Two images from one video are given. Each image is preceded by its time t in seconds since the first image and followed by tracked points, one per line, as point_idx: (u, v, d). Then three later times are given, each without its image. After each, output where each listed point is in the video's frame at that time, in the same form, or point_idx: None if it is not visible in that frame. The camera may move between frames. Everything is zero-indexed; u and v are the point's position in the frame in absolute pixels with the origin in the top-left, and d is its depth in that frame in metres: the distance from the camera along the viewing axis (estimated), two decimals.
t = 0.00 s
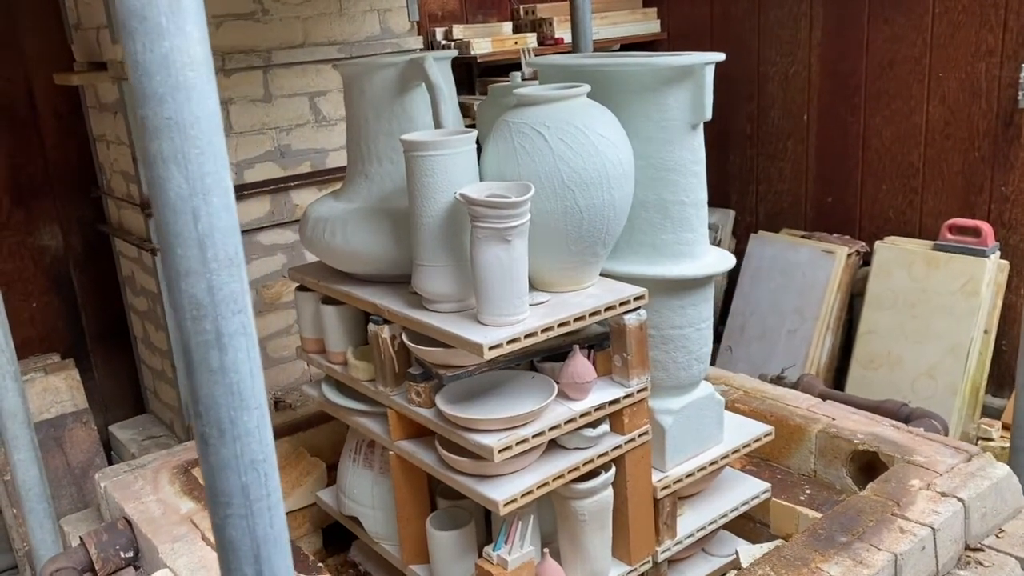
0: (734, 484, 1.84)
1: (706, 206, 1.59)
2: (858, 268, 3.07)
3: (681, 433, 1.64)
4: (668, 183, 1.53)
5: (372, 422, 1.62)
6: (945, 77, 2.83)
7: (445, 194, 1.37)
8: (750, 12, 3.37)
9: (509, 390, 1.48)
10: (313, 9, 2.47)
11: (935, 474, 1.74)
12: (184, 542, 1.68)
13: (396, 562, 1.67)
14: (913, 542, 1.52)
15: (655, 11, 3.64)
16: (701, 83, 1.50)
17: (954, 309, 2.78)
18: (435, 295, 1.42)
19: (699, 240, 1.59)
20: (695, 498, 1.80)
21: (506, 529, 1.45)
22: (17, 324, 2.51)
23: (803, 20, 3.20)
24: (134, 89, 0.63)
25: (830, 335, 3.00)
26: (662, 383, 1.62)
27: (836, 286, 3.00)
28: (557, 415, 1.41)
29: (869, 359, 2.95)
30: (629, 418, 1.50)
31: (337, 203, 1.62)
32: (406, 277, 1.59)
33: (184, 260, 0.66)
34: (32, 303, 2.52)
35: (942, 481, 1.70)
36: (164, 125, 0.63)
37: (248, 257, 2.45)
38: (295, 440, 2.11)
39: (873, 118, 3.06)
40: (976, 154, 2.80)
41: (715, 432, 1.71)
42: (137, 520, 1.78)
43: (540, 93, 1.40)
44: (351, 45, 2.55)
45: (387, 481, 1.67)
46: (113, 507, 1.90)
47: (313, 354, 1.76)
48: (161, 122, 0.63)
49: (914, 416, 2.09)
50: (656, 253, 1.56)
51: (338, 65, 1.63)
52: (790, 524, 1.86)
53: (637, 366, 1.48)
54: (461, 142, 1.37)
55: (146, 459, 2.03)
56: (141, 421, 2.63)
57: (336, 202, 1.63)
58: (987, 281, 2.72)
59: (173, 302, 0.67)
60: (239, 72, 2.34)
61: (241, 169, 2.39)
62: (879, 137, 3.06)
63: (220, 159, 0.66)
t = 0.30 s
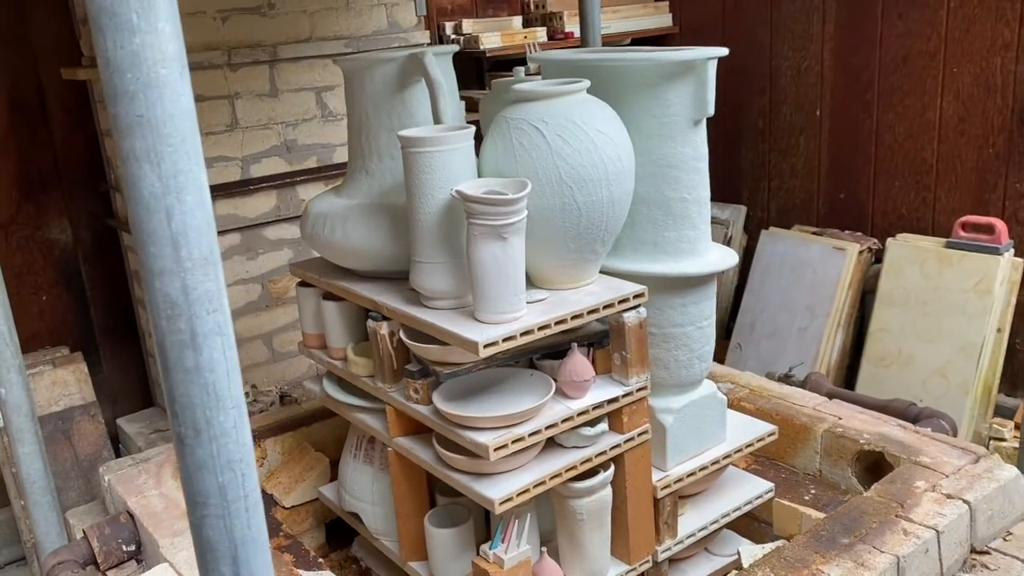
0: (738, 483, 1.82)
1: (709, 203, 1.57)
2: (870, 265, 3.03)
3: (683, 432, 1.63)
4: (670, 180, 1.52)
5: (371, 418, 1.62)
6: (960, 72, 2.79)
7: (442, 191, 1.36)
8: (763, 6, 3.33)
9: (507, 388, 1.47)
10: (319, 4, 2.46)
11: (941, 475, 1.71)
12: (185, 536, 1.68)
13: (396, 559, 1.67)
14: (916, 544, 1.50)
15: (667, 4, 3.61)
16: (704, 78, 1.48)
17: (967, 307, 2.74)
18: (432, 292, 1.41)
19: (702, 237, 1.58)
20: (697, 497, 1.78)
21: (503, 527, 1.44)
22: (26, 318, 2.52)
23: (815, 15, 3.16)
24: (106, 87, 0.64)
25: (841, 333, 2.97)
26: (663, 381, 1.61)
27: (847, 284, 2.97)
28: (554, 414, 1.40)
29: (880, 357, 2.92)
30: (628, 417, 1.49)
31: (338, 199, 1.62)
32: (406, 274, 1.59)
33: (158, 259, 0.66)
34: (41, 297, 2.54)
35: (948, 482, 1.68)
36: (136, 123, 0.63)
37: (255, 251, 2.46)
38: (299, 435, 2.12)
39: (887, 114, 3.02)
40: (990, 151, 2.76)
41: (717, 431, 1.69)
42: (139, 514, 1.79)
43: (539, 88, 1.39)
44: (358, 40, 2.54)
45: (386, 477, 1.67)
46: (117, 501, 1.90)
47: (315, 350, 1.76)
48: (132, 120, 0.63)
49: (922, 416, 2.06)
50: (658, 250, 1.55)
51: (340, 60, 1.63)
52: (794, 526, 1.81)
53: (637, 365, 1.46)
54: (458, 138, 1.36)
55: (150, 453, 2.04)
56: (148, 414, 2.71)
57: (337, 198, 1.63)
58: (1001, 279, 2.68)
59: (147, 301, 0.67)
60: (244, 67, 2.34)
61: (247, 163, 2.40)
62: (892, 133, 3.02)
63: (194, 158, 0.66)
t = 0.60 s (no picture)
0: (742, 482, 1.80)
1: (713, 198, 1.55)
2: (887, 262, 2.99)
3: (684, 431, 1.61)
4: (672, 175, 1.49)
5: (371, 412, 1.62)
6: (982, 66, 2.73)
7: (439, 185, 1.35)
8: None
9: (504, 384, 1.46)
10: None
11: (950, 477, 1.68)
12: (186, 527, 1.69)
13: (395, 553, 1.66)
14: (920, 548, 1.47)
15: None
16: (707, 72, 1.46)
17: (985, 306, 2.69)
18: (430, 287, 1.40)
19: (705, 234, 1.55)
20: (700, 495, 1.76)
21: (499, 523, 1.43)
22: (40, 306, 2.56)
23: (835, 6, 3.11)
24: (68, 82, 0.64)
25: (857, 330, 2.93)
26: (665, 379, 1.59)
27: (864, 280, 2.93)
28: (551, 411, 1.39)
29: (896, 355, 2.87)
30: (627, 414, 1.47)
31: (340, 192, 1.61)
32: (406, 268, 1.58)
33: (123, 256, 0.66)
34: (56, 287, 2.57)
35: (956, 485, 1.65)
36: (98, 117, 0.63)
37: (264, 243, 2.47)
38: (304, 428, 2.13)
39: (907, 108, 2.97)
40: (1012, 146, 2.70)
41: (720, 430, 1.67)
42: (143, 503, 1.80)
43: (538, 82, 1.37)
44: (369, 32, 2.54)
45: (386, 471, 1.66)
46: (122, 490, 1.92)
47: (318, 343, 1.76)
48: (95, 114, 0.63)
49: (934, 417, 2.02)
50: (660, 246, 1.53)
51: (342, 52, 1.62)
52: (797, 526, 1.80)
53: (636, 362, 1.45)
54: (456, 132, 1.34)
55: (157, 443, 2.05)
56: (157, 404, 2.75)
57: (339, 191, 1.62)
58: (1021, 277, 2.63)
59: (114, 297, 0.68)
60: (254, 59, 2.35)
61: (257, 155, 2.41)
62: (912, 127, 2.97)
63: (160, 153, 0.66)
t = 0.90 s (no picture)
0: (754, 480, 1.77)
1: (725, 192, 1.52)
2: (913, 258, 2.93)
3: (693, 427, 1.59)
4: (683, 168, 1.47)
5: (378, 404, 1.62)
6: (1015, 57, 2.66)
7: (443, 178, 1.34)
8: None
9: (508, 379, 1.45)
10: None
11: (966, 480, 1.64)
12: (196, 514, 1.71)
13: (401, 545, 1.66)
14: (931, 552, 1.44)
15: None
16: (719, 63, 1.43)
17: (1014, 304, 2.63)
18: (434, 280, 1.39)
19: (716, 228, 1.53)
20: (710, 493, 1.74)
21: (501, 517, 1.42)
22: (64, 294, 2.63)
23: None
24: (43, 74, 0.67)
25: (881, 327, 2.88)
26: (673, 375, 1.57)
27: (888, 276, 2.87)
28: (554, 406, 1.38)
29: (921, 354, 2.82)
30: (633, 411, 1.46)
31: (349, 182, 1.61)
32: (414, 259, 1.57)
33: (97, 247, 0.70)
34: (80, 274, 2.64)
35: (972, 488, 1.61)
36: (69, 108, 0.67)
37: (281, 233, 2.49)
38: (318, 417, 2.13)
39: (937, 100, 2.90)
40: None
41: (731, 427, 1.65)
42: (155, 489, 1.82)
43: (544, 73, 1.35)
44: (388, 21, 2.53)
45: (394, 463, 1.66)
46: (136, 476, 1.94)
47: (328, 334, 1.76)
48: (67, 105, 0.66)
49: (955, 417, 1.98)
50: (670, 241, 1.51)
51: (353, 42, 1.61)
52: (808, 526, 1.77)
53: (642, 358, 1.43)
54: (461, 123, 1.33)
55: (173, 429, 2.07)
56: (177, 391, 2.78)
57: (349, 181, 1.62)
58: None
59: (90, 289, 0.72)
60: (272, 49, 2.35)
61: (275, 145, 2.43)
62: (942, 120, 2.90)
63: (132, 144, 0.70)
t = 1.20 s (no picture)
0: (765, 480, 1.75)
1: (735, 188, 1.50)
2: (943, 256, 2.86)
3: (701, 427, 1.57)
4: (691, 163, 1.44)
5: (384, 396, 1.62)
6: None
7: (445, 171, 1.33)
8: None
9: (511, 374, 1.44)
10: None
11: (982, 486, 1.60)
12: (204, 502, 1.72)
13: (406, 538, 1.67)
14: (941, 559, 1.40)
15: None
16: (730, 57, 1.40)
17: None
18: (436, 274, 1.39)
19: (726, 225, 1.50)
20: (719, 493, 1.72)
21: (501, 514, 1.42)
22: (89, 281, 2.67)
23: None
24: (12, 70, 0.71)
25: (908, 326, 2.82)
26: (680, 374, 1.55)
27: (916, 274, 2.81)
28: (555, 403, 1.37)
29: (948, 354, 2.76)
30: (636, 409, 1.44)
31: (357, 174, 1.61)
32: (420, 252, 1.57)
33: (65, 242, 0.73)
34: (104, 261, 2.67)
35: (988, 494, 1.57)
36: (36, 103, 0.70)
37: (299, 224, 2.50)
38: (331, 408, 2.14)
39: (971, 94, 2.82)
40: None
41: (740, 427, 1.62)
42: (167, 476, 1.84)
43: (549, 66, 1.34)
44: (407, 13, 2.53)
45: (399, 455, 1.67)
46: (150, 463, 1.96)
47: (337, 325, 1.76)
48: (33, 100, 0.70)
49: (976, 421, 1.93)
50: (678, 237, 1.48)
51: (363, 33, 1.60)
52: (818, 529, 1.73)
53: (646, 356, 1.41)
54: (463, 116, 1.32)
55: (187, 417, 2.09)
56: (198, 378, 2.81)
57: (357, 173, 1.62)
58: None
59: (60, 283, 0.75)
60: (291, 39, 2.36)
61: (294, 136, 2.44)
62: (975, 115, 2.82)
63: (98, 139, 0.73)
